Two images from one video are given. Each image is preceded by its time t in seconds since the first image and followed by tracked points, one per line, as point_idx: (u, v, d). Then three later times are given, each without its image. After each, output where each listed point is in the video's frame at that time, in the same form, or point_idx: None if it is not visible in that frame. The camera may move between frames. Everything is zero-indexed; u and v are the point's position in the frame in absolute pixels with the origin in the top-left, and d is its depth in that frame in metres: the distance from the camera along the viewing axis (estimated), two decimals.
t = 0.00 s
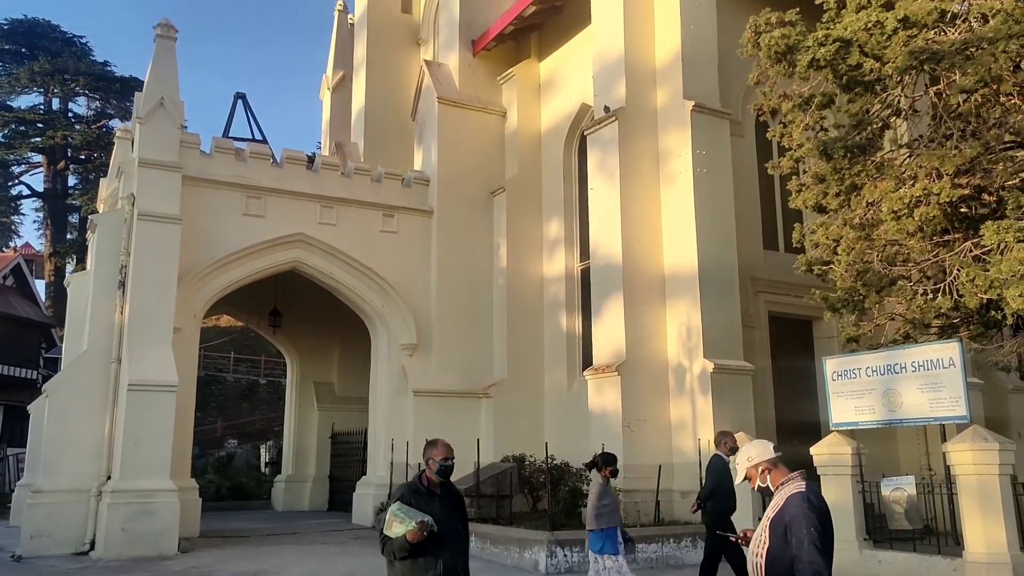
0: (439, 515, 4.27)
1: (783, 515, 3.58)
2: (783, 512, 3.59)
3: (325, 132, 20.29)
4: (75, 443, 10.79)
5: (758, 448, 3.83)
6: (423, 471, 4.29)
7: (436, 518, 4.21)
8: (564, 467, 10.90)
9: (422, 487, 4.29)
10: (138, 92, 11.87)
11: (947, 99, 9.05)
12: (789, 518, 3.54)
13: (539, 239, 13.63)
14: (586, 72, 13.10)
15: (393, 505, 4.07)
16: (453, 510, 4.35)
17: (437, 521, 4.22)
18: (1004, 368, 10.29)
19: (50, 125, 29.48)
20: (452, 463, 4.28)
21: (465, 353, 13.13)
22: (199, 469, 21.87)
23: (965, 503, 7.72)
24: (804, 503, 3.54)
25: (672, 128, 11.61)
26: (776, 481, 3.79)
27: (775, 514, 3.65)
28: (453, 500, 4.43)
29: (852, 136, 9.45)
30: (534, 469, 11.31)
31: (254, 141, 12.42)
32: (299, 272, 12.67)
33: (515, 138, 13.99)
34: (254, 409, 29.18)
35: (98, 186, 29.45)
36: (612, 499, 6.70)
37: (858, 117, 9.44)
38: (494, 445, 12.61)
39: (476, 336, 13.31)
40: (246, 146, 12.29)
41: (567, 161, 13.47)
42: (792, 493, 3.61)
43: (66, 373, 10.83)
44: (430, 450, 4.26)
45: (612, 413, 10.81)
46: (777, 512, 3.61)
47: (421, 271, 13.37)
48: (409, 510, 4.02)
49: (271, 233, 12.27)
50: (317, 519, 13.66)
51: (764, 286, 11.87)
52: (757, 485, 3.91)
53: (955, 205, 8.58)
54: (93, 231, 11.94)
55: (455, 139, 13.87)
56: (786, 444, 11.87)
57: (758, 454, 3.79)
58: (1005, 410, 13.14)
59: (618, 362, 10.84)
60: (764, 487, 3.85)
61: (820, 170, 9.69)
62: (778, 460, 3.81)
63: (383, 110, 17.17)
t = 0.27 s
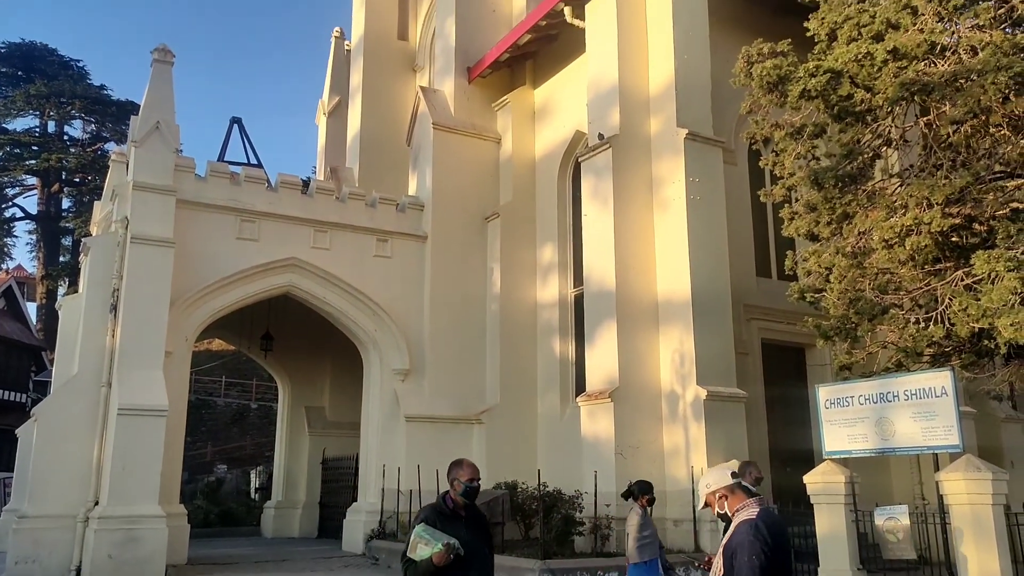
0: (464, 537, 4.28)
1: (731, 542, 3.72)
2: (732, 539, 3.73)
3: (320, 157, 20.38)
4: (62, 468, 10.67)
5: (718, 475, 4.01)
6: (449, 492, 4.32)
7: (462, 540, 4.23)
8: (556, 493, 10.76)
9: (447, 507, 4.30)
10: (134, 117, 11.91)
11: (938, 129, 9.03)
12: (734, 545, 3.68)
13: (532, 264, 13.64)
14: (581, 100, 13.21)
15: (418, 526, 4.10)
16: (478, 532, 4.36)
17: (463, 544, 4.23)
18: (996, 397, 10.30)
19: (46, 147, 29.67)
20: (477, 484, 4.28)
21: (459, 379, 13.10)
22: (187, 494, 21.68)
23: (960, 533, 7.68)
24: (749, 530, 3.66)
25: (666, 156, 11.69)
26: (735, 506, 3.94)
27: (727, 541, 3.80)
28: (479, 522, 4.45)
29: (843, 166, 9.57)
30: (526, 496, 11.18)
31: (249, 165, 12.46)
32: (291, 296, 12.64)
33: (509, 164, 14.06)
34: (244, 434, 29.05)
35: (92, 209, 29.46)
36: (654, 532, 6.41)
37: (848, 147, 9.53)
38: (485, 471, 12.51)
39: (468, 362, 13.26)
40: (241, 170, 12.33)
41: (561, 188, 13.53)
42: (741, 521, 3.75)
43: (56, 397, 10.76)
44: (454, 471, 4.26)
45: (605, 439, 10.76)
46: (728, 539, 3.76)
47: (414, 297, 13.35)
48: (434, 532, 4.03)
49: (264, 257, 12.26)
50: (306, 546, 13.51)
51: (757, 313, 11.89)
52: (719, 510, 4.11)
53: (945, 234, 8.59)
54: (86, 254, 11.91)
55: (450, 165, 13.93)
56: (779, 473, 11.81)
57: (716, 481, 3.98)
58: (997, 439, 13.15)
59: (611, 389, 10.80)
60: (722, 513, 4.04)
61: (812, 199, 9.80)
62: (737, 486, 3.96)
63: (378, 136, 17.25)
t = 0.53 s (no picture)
0: (488, 566, 4.24)
1: (688, 566, 3.85)
2: (688, 564, 3.86)
3: (312, 179, 20.45)
4: (46, 490, 10.53)
5: (678, 501, 4.17)
6: (469, 522, 4.30)
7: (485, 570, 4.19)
8: (545, 518, 10.72)
9: (469, 537, 4.27)
10: (126, 137, 11.93)
11: (924, 156, 9.12)
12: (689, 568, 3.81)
13: (522, 287, 13.65)
14: (572, 124, 13.29)
15: (440, 563, 4.10)
16: (501, 560, 4.33)
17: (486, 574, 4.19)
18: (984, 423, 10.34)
19: (35, 168, 29.92)
20: (496, 513, 4.32)
21: (448, 402, 13.04)
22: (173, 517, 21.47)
23: (950, 559, 7.67)
24: (704, 554, 3.79)
25: (656, 180, 11.76)
26: (693, 531, 4.08)
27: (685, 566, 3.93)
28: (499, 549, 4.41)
29: (831, 193, 9.67)
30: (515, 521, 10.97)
31: (241, 187, 12.48)
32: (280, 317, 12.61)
33: (500, 187, 14.12)
34: (231, 456, 28.91)
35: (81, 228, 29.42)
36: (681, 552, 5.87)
37: (837, 173, 9.62)
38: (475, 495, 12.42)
39: (456, 384, 13.21)
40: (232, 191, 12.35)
41: (552, 210, 13.59)
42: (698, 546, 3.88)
43: (41, 418, 10.66)
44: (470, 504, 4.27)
45: (595, 463, 10.71)
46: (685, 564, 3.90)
47: (404, 319, 13.36)
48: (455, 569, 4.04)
49: (254, 277, 12.23)
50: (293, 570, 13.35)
51: (746, 337, 11.92)
52: (679, 536, 4.24)
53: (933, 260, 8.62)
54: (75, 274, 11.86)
55: (441, 187, 13.97)
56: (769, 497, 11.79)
57: (675, 507, 4.13)
58: (985, 465, 13.17)
59: (601, 412, 10.77)
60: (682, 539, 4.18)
61: (800, 225, 9.86)
62: (695, 513, 4.12)
63: (370, 158, 17.30)
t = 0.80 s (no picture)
0: None
1: None
2: None
3: (303, 201, 20.47)
4: (28, 514, 10.37)
5: (641, 529, 4.14)
6: (495, 544, 4.00)
7: None
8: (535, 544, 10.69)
9: (496, 561, 3.97)
10: (117, 158, 11.92)
11: (912, 183, 9.17)
12: None
13: (513, 310, 13.65)
14: (563, 148, 13.35)
15: None
16: None
17: None
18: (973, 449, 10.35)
19: (26, 187, 30.00)
20: (525, 536, 3.99)
21: (438, 425, 12.98)
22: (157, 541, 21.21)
23: None
24: None
25: (647, 205, 11.81)
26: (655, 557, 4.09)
27: None
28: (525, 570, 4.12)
29: (820, 219, 9.79)
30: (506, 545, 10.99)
31: (232, 208, 12.48)
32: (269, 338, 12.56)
33: (491, 210, 14.16)
34: (218, 478, 28.63)
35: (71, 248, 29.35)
36: None
37: (826, 199, 9.78)
38: (464, 520, 12.30)
39: (446, 408, 13.15)
40: (223, 213, 12.35)
41: (543, 233, 13.62)
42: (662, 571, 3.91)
43: (24, 440, 10.52)
44: (502, 524, 3.96)
45: (585, 488, 10.61)
46: None
47: (395, 342, 13.35)
48: None
49: (245, 299, 12.20)
50: None
51: (736, 361, 11.93)
52: (640, 563, 4.23)
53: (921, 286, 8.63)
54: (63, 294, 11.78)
55: (432, 210, 14.00)
56: (760, 523, 11.73)
57: (639, 534, 4.11)
58: (975, 492, 13.16)
59: (591, 437, 10.70)
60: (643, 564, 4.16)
61: (789, 249, 9.93)
62: (658, 540, 4.11)
63: (362, 180, 17.33)
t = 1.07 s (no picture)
0: None
1: None
2: None
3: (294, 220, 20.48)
4: (12, 535, 10.23)
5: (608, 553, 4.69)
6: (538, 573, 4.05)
7: None
8: (521, 565, 10.78)
9: None
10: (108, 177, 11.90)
11: (900, 207, 9.25)
12: None
13: (503, 331, 13.64)
14: (554, 169, 13.41)
15: None
16: None
17: None
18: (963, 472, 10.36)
19: (16, 206, 29.98)
20: (570, 569, 4.08)
21: (428, 446, 12.90)
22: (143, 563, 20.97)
23: None
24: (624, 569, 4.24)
25: (638, 226, 11.86)
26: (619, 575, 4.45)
27: None
28: None
29: (811, 241, 9.81)
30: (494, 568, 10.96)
31: (223, 227, 12.47)
32: (259, 358, 12.53)
33: (483, 230, 14.19)
34: (205, 499, 28.39)
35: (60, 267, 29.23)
36: None
37: (816, 223, 9.77)
38: (453, 543, 12.20)
39: (436, 428, 13.09)
40: (214, 232, 12.33)
41: (534, 253, 13.64)
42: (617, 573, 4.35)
43: (11, 460, 10.42)
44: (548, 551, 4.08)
45: (575, 510, 10.54)
46: None
47: (385, 363, 13.30)
48: None
49: (234, 319, 12.16)
50: None
51: (726, 383, 11.95)
52: None
53: (910, 309, 8.67)
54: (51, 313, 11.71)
55: (423, 229, 14.02)
56: (750, 546, 11.68)
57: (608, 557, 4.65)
58: (965, 516, 13.17)
59: (582, 458, 10.66)
60: None
61: (779, 271, 9.94)
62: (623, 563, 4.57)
63: (354, 200, 17.35)
